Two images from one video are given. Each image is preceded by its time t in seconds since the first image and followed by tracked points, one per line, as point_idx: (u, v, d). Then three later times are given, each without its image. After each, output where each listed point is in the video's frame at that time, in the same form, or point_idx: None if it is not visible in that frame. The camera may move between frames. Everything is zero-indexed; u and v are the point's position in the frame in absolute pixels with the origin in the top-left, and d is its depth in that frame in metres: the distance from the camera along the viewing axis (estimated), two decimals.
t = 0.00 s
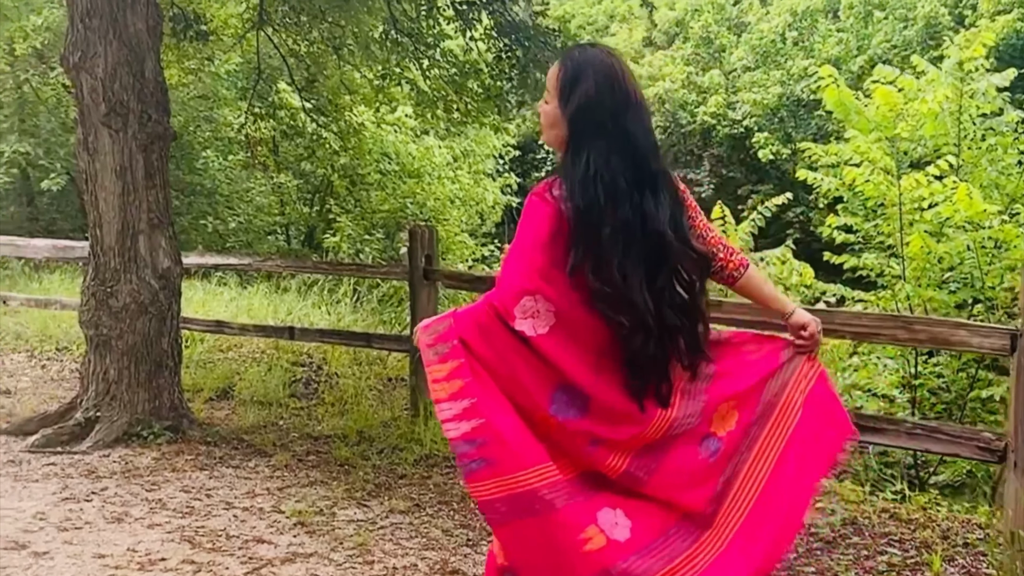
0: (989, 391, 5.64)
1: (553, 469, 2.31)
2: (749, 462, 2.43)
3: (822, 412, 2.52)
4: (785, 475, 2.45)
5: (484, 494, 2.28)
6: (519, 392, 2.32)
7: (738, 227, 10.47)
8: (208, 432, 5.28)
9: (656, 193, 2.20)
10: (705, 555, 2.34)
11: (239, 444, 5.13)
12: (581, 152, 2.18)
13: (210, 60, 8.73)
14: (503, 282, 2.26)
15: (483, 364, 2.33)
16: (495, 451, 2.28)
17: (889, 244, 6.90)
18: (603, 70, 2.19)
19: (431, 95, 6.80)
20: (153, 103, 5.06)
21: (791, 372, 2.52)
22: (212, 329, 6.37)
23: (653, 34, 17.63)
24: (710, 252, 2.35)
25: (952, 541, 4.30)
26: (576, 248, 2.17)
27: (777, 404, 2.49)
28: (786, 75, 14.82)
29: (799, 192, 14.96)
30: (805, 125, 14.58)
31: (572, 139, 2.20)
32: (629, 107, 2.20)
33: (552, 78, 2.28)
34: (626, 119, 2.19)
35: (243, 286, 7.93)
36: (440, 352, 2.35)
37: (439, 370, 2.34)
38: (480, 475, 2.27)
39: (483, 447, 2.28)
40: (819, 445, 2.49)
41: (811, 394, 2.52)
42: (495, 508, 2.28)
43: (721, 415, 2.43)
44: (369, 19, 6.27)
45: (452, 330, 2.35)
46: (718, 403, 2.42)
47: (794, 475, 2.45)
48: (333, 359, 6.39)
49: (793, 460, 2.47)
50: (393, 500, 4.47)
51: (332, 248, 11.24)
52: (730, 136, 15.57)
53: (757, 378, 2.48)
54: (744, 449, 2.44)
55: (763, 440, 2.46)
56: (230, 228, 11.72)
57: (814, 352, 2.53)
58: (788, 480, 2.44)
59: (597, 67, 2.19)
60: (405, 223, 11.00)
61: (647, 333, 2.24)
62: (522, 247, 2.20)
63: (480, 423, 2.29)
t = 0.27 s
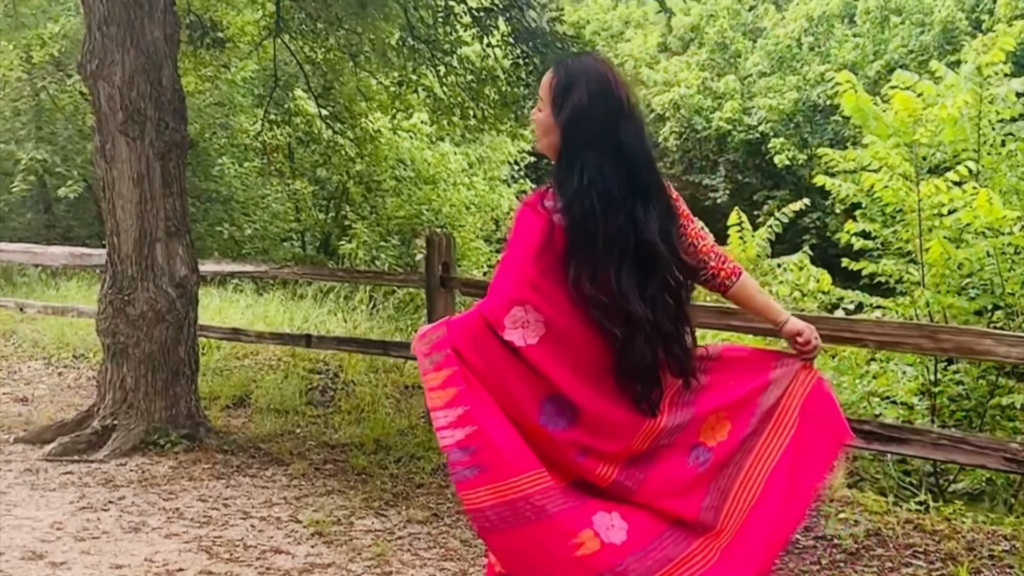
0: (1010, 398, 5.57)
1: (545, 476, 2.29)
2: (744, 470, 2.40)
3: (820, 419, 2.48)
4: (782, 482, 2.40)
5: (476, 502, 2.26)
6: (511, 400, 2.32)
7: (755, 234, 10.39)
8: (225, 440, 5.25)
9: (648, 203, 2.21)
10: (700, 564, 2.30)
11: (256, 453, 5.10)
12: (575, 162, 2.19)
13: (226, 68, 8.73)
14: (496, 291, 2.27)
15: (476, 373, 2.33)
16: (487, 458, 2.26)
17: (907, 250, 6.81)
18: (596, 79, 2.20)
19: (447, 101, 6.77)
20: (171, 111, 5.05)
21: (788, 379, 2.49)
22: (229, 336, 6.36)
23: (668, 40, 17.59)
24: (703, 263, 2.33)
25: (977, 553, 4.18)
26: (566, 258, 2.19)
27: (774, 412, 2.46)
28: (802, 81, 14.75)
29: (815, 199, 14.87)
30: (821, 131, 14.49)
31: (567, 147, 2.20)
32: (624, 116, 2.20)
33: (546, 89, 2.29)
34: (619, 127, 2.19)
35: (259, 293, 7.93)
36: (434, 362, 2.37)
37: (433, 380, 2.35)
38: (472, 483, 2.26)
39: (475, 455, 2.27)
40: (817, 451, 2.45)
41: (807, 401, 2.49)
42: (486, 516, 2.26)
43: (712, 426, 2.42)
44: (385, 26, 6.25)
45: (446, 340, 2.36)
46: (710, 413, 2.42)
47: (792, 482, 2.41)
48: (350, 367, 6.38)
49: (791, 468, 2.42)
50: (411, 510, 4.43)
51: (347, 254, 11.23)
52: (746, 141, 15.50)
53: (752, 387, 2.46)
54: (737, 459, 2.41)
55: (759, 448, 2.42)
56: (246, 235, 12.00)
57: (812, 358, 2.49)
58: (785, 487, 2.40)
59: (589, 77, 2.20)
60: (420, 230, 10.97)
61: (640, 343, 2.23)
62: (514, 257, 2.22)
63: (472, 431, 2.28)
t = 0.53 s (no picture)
0: None
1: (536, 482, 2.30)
2: (733, 478, 2.42)
3: (816, 426, 2.49)
4: (773, 489, 2.41)
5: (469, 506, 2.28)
6: (503, 406, 2.34)
7: (773, 239, 10.32)
8: (243, 448, 5.24)
9: (641, 210, 2.27)
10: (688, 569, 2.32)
11: (273, 461, 5.09)
12: (568, 169, 2.23)
13: (242, 75, 8.74)
14: (489, 298, 2.29)
15: (469, 378, 2.34)
16: (481, 463, 2.28)
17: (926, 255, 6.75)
18: (589, 86, 2.23)
19: (465, 108, 6.75)
20: (188, 118, 5.05)
21: (780, 387, 2.51)
22: (245, 344, 6.35)
23: (683, 44, 17.53)
24: (693, 266, 2.37)
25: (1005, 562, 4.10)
26: (558, 265, 2.23)
27: (764, 420, 2.48)
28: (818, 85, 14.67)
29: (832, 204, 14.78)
30: (838, 136, 14.40)
31: (557, 153, 2.24)
32: (616, 124, 2.24)
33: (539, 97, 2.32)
34: (612, 135, 2.23)
35: (275, 300, 7.93)
36: (428, 367, 2.37)
37: (426, 385, 2.36)
38: (464, 487, 2.28)
39: (468, 459, 2.29)
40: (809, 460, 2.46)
41: (800, 410, 2.49)
42: (478, 520, 2.27)
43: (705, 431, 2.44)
44: (401, 31, 6.23)
45: (439, 344, 2.36)
46: (699, 421, 2.45)
47: (783, 489, 2.42)
48: (366, 374, 6.36)
49: (782, 476, 2.43)
50: (429, 519, 4.40)
51: (363, 260, 11.23)
52: (762, 146, 15.43)
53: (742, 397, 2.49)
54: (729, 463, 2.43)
55: (749, 457, 2.44)
56: (263, 241, 12.01)
57: (806, 366, 2.51)
58: (776, 495, 2.41)
59: (583, 85, 2.23)
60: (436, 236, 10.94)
61: (630, 349, 2.27)
62: (507, 264, 2.25)
63: (464, 436, 2.30)
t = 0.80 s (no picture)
0: None
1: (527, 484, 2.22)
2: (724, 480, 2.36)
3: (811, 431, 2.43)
4: (766, 495, 2.35)
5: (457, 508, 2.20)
6: (494, 408, 2.25)
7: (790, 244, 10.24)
8: (260, 455, 5.22)
9: (630, 214, 2.17)
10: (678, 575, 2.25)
11: (290, 468, 5.06)
12: (559, 171, 2.13)
13: (259, 81, 8.75)
14: (482, 297, 2.21)
15: (461, 379, 2.25)
16: (470, 465, 2.20)
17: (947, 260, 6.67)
18: (584, 88, 2.12)
19: (482, 113, 6.72)
20: (205, 125, 5.03)
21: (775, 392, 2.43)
22: (262, 350, 6.33)
23: (699, 49, 17.48)
24: (689, 269, 2.29)
25: None
26: (549, 266, 2.15)
27: (759, 424, 2.42)
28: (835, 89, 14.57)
29: (849, 208, 14.68)
30: (856, 139, 14.30)
31: (550, 154, 2.14)
32: (610, 126, 2.14)
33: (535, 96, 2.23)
34: (605, 138, 2.13)
35: (292, 306, 7.93)
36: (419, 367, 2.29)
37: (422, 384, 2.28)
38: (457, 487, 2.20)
39: (458, 461, 2.20)
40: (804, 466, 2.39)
41: (798, 415, 2.42)
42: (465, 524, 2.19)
43: (697, 434, 2.37)
44: (418, 36, 6.23)
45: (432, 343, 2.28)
46: (694, 423, 2.37)
47: (775, 493, 2.36)
48: (383, 381, 6.33)
49: (776, 481, 2.37)
50: (448, 527, 4.35)
51: (379, 266, 11.22)
52: (778, 150, 15.36)
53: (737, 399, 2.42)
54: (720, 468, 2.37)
55: (740, 461, 2.38)
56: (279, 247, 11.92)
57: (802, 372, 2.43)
58: (768, 499, 2.34)
59: (576, 86, 2.13)
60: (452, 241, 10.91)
61: (623, 355, 2.19)
62: (501, 265, 2.17)
63: (455, 437, 2.22)
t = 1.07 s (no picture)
0: None
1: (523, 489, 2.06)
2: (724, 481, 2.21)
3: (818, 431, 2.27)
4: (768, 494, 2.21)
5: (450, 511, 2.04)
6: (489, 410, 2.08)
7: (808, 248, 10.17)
8: (278, 461, 5.19)
9: (624, 212, 2.02)
10: None
11: (307, 474, 5.04)
12: (554, 167, 2.00)
13: (276, 85, 8.75)
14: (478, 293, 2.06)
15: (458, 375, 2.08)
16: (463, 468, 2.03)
17: (969, 264, 6.60)
18: (580, 86, 1.99)
19: (500, 117, 6.70)
20: (223, 129, 5.02)
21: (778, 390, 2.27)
22: (279, 355, 6.32)
23: (715, 52, 17.42)
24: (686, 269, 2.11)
25: None
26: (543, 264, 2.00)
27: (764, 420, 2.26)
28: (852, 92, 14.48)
29: (866, 211, 14.59)
30: (874, 143, 14.20)
31: (545, 154, 2.00)
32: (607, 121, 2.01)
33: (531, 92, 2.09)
34: (600, 136, 1.99)
35: (310, 310, 7.93)
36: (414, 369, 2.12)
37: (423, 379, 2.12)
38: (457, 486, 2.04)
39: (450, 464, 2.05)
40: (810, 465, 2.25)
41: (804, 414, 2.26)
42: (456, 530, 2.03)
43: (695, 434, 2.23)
44: (436, 40, 6.22)
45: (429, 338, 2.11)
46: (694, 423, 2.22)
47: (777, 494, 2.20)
48: (400, 386, 6.31)
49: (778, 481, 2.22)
50: (467, 534, 4.31)
51: (396, 270, 11.23)
52: (795, 154, 15.28)
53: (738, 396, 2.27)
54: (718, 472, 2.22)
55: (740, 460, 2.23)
56: (295, 250, 12.05)
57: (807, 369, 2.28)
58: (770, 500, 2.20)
59: (572, 82, 2.00)
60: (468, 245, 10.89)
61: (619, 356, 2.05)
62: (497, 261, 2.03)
63: (451, 437, 2.05)
